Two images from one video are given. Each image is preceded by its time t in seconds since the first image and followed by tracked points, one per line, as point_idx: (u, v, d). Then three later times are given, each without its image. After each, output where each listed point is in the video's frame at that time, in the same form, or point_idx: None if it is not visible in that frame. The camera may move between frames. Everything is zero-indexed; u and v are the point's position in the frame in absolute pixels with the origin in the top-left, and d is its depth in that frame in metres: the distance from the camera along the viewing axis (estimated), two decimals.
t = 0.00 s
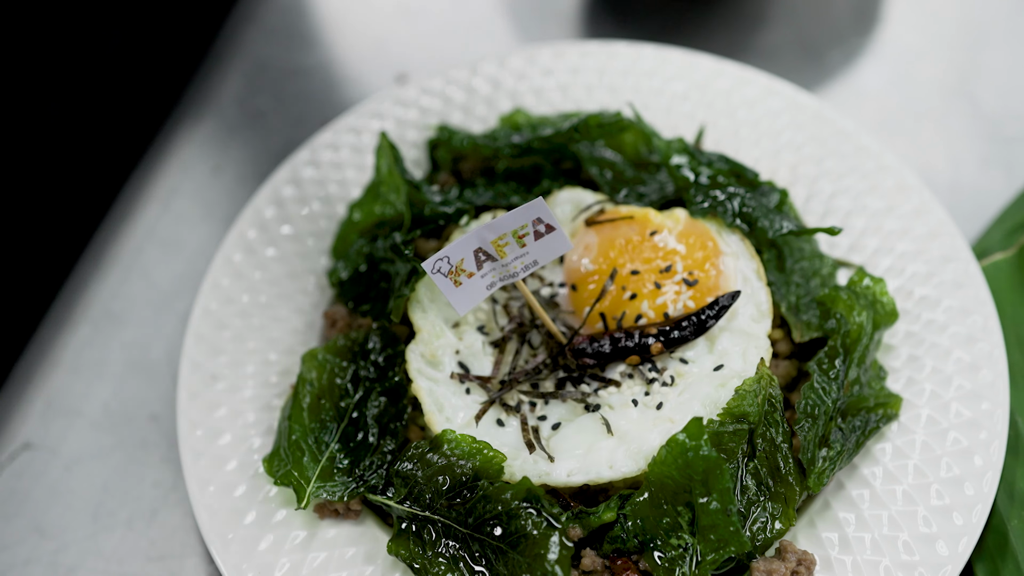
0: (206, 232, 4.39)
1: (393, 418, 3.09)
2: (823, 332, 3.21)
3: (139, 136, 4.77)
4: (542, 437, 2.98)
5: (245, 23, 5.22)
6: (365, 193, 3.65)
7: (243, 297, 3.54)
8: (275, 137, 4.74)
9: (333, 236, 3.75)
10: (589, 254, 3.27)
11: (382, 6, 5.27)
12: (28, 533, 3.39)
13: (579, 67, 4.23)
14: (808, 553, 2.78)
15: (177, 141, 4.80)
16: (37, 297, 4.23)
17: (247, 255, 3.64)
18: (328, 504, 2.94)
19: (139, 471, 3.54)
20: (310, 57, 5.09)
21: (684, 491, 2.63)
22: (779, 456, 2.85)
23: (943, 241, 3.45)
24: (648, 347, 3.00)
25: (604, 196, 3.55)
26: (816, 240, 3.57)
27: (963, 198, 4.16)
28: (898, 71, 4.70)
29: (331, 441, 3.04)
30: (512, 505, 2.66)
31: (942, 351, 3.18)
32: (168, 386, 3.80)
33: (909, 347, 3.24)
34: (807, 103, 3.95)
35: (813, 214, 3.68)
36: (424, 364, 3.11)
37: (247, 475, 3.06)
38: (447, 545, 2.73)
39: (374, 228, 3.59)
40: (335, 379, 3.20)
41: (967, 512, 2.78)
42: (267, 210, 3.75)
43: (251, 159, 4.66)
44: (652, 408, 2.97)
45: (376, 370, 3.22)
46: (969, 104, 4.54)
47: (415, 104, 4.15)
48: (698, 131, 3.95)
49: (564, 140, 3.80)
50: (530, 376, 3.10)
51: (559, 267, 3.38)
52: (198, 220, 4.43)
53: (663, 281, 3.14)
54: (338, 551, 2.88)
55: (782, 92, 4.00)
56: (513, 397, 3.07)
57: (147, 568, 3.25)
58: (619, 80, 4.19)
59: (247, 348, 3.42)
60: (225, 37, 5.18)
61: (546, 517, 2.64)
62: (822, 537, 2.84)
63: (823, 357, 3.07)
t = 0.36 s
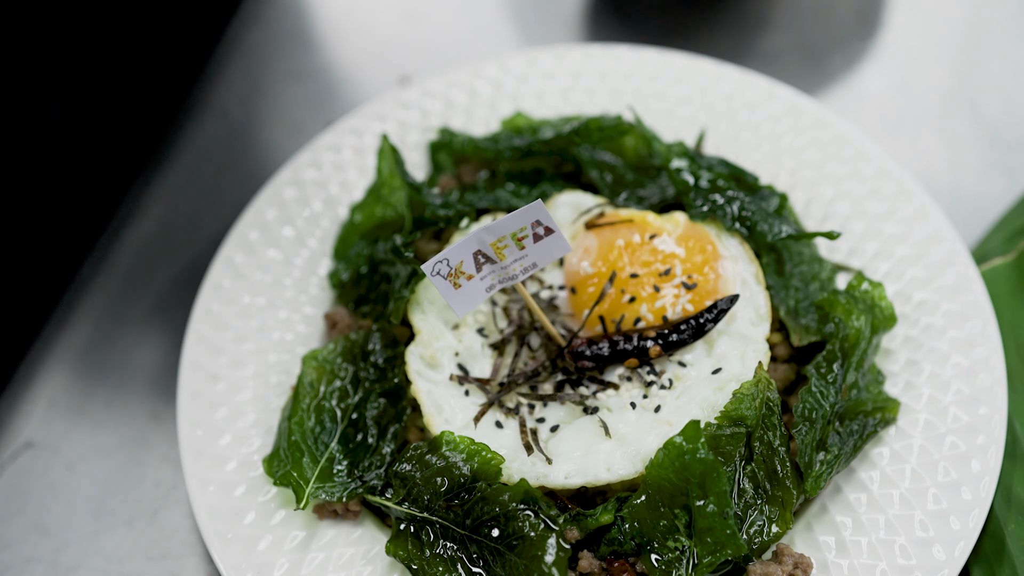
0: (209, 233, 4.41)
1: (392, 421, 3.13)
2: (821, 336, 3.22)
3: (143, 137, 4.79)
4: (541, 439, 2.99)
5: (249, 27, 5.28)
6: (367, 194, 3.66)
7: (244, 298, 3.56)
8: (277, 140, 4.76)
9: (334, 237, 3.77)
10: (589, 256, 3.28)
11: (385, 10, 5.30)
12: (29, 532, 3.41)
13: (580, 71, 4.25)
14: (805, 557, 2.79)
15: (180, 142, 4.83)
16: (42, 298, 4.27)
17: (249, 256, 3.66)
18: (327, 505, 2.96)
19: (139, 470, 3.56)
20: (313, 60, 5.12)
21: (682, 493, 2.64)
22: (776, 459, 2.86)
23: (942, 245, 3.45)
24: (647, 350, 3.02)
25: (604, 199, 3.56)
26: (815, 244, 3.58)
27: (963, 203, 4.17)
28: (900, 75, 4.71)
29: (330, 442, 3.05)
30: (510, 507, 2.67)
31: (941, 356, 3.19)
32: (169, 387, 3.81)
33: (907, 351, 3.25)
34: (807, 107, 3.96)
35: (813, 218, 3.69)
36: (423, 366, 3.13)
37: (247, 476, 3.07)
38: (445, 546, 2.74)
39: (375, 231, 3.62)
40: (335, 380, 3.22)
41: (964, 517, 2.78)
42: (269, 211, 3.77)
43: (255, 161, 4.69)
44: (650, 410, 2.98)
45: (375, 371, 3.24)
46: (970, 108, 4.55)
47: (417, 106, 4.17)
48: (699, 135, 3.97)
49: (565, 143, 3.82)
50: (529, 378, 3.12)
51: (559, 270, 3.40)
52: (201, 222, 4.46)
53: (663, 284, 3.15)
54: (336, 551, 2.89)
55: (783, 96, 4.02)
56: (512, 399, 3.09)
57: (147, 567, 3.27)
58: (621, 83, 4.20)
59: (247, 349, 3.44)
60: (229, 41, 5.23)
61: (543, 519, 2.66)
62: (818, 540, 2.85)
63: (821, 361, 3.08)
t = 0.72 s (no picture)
0: (213, 234, 4.44)
1: (393, 421, 3.15)
2: (822, 340, 3.23)
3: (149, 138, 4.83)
4: (541, 441, 3.01)
5: (254, 28, 5.31)
6: (371, 196, 3.68)
7: (248, 299, 3.59)
8: (281, 141, 4.79)
9: (337, 239, 3.80)
10: (590, 259, 3.30)
11: (391, 13, 5.33)
12: (33, 530, 3.44)
13: (584, 74, 4.27)
14: (804, 560, 2.80)
15: (185, 142, 4.86)
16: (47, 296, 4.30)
17: (253, 257, 3.69)
18: (329, 505, 2.98)
19: (143, 469, 3.59)
20: (318, 62, 5.15)
21: (681, 496, 2.65)
22: (775, 462, 2.87)
23: (943, 250, 3.46)
24: (647, 353, 3.04)
25: (606, 202, 3.58)
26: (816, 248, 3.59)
27: (966, 208, 4.18)
28: (904, 80, 4.72)
29: (332, 443, 3.08)
30: (510, 507, 2.69)
31: (941, 360, 3.20)
32: (172, 387, 3.85)
33: (908, 355, 3.26)
34: (810, 111, 3.97)
35: (814, 222, 3.70)
36: (425, 368, 3.14)
37: (249, 475, 3.10)
38: (445, 546, 2.76)
39: (378, 232, 3.65)
40: (337, 381, 3.24)
41: (963, 521, 2.79)
42: (273, 213, 3.80)
43: (259, 162, 4.72)
44: (650, 413, 2.99)
45: (378, 371, 3.26)
46: (973, 114, 4.55)
47: (421, 109, 4.20)
48: (701, 139, 3.99)
49: (567, 147, 3.84)
50: (530, 380, 3.14)
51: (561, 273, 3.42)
52: (205, 223, 4.49)
53: (663, 287, 3.17)
54: (337, 551, 2.91)
55: (786, 100, 4.03)
56: (513, 401, 3.11)
57: (149, 565, 3.29)
58: (625, 87, 4.22)
59: (251, 350, 3.46)
60: (234, 42, 5.26)
61: (543, 520, 2.70)
62: (817, 544, 2.86)
63: (821, 365, 3.09)
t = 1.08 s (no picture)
0: (218, 234, 4.47)
1: (395, 422, 3.18)
2: (822, 343, 3.26)
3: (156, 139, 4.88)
4: (542, 442, 3.04)
5: (262, 30, 5.35)
6: (374, 198, 3.66)
7: (252, 299, 3.62)
8: (287, 143, 4.83)
9: (341, 241, 3.83)
10: (592, 262, 3.32)
11: (397, 16, 5.37)
12: (37, 527, 3.48)
13: (589, 78, 4.29)
14: (802, 562, 2.81)
15: (191, 143, 4.91)
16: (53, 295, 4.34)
17: (257, 258, 3.72)
18: (330, 504, 3.00)
19: (147, 468, 3.62)
20: (324, 64, 5.18)
21: (680, 498, 2.66)
22: (774, 465, 2.88)
23: (944, 255, 3.47)
24: (648, 356, 3.05)
25: (608, 206, 3.59)
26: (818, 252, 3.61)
27: (968, 213, 4.19)
28: (908, 85, 4.73)
29: (334, 443, 3.10)
30: (510, 508, 2.71)
31: (941, 365, 3.21)
32: (177, 386, 3.88)
33: (908, 360, 3.27)
34: (813, 116, 3.99)
35: (816, 226, 3.72)
36: (427, 369, 3.16)
37: (251, 474, 3.12)
38: (445, 546, 2.78)
39: (382, 234, 3.65)
40: (339, 381, 3.26)
41: (961, 525, 2.80)
42: (278, 215, 3.84)
43: (265, 164, 4.75)
44: (650, 415, 3.01)
45: (380, 372, 3.29)
46: (977, 119, 4.56)
47: (426, 112, 4.22)
48: (704, 143, 4.01)
49: (570, 150, 3.86)
50: (531, 382, 3.16)
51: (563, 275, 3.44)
52: (210, 223, 4.52)
53: (664, 290, 3.19)
54: (338, 551, 2.94)
55: (789, 105, 4.05)
56: (514, 403, 3.13)
57: (152, 562, 3.32)
58: (629, 91, 4.24)
59: (254, 350, 3.49)
60: (242, 44, 5.30)
61: (542, 521, 2.70)
62: (816, 547, 2.87)
63: (821, 369, 3.11)
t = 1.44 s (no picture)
0: (221, 234, 4.50)
1: (394, 421, 3.20)
2: (820, 346, 3.26)
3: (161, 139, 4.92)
4: (540, 442, 3.05)
5: (266, 30, 5.38)
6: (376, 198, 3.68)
7: (253, 299, 3.65)
8: (290, 144, 4.85)
9: (343, 241, 3.85)
10: (592, 263, 3.34)
11: (401, 17, 5.39)
12: (39, 524, 3.50)
13: (591, 81, 4.31)
14: (799, 564, 2.82)
15: (195, 143, 4.93)
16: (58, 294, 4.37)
17: (259, 257, 3.75)
18: (329, 503, 3.01)
19: (148, 466, 3.65)
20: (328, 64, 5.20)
21: (677, 499, 2.67)
22: (771, 467, 2.88)
23: (944, 259, 3.48)
24: (646, 357, 3.06)
25: (608, 207, 3.60)
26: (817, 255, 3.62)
27: (969, 217, 4.20)
28: (910, 89, 4.74)
29: (334, 442, 3.12)
30: (507, 508, 2.72)
31: (940, 368, 3.21)
32: (179, 385, 3.91)
33: (906, 362, 3.28)
34: (814, 120, 3.99)
35: (816, 229, 3.73)
36: (426, 369, 3.18)
37: (251, 473, 3.15)
38: (443, 545, 2.80)
39: (384, 234, 3.66)
40: (339, 380, 3.27)
41: (958, 528, 2.80)
42: (280, 215, 3.86)
43: (267, 164, 4.78)
44: (648, 416, 3.02)
45: (380, 372, 3.30)
46: (979, 123, 4.57)
47: (428, 113, 4.24)
48: (705, 146, 4.02)
49: (571, 152, 3.87)
50: (530, 382, 3.17)
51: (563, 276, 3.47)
52: (213, 223, 4.55)
53: (664, 292, 3.20)
54: (337, 549, 2.95)
55: (790, 108, 4.06)
56: (512, 403, 3.14)
57: (153, 559, 3.35)
58: (630, 93, 4.26)
59: (256, 349, 3.51)
60: (246, 45, 5.33)
61: (538, 521, 2.71)
62: (813, 549, 2.88)
63: (819, 371, 3.12)
